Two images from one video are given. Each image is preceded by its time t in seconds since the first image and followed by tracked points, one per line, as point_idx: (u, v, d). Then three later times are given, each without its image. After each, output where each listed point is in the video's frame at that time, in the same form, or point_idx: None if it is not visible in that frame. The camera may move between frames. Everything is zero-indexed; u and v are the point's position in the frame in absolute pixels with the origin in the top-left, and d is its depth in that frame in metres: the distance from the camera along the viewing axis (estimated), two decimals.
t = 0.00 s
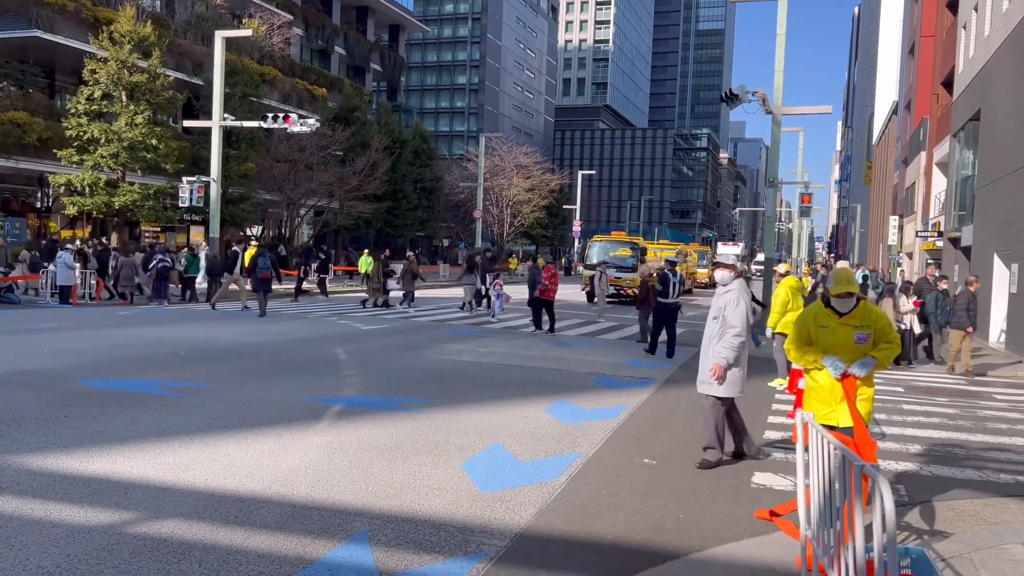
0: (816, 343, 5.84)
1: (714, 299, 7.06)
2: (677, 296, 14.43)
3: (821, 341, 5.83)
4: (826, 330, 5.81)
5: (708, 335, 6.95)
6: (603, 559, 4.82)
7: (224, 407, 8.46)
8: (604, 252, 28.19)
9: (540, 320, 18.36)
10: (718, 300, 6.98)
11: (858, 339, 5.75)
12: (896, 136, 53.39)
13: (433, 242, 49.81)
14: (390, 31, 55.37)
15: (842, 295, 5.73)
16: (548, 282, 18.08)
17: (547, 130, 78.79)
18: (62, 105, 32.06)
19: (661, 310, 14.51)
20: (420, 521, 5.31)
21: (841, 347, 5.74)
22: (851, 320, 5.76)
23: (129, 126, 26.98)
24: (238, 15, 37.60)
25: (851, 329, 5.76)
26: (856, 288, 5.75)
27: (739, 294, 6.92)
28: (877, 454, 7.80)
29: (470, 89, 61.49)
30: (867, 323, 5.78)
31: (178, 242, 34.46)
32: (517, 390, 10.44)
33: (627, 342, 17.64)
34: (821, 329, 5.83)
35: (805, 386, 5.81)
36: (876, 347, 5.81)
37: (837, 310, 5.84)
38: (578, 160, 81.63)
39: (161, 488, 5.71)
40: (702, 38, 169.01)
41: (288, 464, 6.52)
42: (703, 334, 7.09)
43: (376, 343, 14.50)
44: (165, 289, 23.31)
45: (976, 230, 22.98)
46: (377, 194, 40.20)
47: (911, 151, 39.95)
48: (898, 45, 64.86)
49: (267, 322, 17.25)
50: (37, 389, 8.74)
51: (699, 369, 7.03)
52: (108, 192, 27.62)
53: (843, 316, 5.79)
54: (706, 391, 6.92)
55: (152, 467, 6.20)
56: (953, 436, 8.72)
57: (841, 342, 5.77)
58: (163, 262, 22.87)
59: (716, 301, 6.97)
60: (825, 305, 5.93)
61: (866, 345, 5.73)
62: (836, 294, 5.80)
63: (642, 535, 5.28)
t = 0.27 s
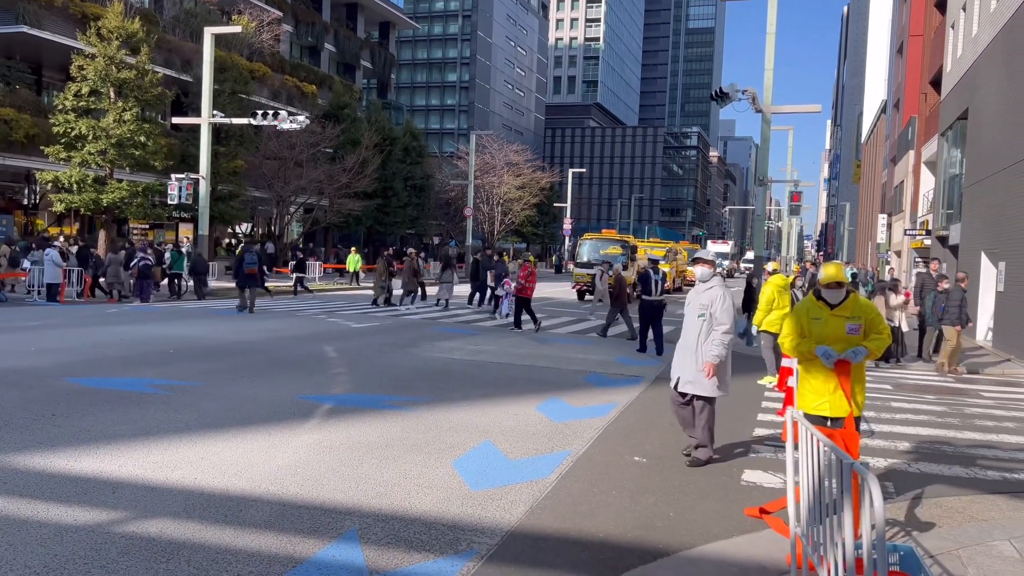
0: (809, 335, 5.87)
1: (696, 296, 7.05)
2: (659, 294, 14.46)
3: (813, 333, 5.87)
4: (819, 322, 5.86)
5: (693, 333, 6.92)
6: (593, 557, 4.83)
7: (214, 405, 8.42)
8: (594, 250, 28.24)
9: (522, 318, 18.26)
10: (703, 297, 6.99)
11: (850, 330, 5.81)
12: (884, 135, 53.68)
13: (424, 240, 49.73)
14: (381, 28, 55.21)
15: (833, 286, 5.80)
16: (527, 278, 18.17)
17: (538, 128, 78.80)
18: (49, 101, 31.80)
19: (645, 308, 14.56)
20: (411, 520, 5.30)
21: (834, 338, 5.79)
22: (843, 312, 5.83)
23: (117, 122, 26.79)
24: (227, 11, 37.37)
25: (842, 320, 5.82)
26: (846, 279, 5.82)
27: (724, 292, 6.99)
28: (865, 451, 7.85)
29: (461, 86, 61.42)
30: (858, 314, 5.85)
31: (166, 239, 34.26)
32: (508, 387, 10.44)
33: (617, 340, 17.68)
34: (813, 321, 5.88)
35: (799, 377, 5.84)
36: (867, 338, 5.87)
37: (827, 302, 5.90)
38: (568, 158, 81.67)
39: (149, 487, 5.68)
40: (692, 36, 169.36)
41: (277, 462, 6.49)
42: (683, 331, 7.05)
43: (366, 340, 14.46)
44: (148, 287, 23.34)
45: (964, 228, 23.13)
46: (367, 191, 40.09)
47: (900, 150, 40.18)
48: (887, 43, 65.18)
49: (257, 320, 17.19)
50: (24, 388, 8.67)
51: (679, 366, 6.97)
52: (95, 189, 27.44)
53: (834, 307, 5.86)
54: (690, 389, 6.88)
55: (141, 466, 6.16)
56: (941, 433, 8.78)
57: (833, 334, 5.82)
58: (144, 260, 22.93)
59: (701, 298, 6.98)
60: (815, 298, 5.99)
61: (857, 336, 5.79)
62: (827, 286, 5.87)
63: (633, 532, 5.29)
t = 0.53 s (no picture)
0: (809, 331, 5.91)
1: (676, 297, 6.96)
2: (645, 290, 14.58)
3: (814, 330, 5.90)
4: (819, 319, 5.88)
5: (676, 334, 6.85)
6: (587, 554, 4.83)
7: (206, 403, 8.40)
8: (588, 248, 28.26)
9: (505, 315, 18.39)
10: (684, 298, 6.93)
11: (850, 327, 5.79)
12: (877, 134, 53.88)
13: (417, 238, 49.67)
14: (374, 25, 55.05)
15: (832, 283, 5.79)
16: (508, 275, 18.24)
17: (532, 126, 78.77)
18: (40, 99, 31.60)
19: (632, 305, 14.67)
20: (404, 518, 5.29)
21: (832, 335, 5.81)
22: (842, 309, 5.82)
23: (109, 120, 26.62)
24: (219, 9, 37.20)
25: (841, 318, 5.81)
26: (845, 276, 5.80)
27: (704, 293, 6.99)
28: (858, 448, 7.87)
29: (454, 84, 61.35)
30: (858, 309, 5.82)
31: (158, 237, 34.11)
32: (501, 385, 10.45)
33: (611, 338, 17.70)
34: (813, 319, 5.90)
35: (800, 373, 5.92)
36: (868, 334, 5.85)
37: (827, 299, 5.90)
38: (562, 157, 81.69)
39: (141, 485, 5.66)
40: (685, 34, 169.49)
41: (270, 460, 6.48)
42: (664, 331, 6.94)
43: (359, 339, 14.45)
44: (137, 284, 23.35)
45: (955, 227, 23.22)
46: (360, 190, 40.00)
47: (892, 148, 40.33)
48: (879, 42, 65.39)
49: (249, 318, 17.13)
50: (15, 387, 8.62)
51: (661, 368, 6.86)
52: (87, 187, 27.32)
53: (834, 304, 5.85)
54: (675, 391, 6.80)
55: (133, 464, 6.14)
56: (932, 430, 8.83)
57: (832, 330, 5.84)
58: (133, 257, 22.90)
59: (683, 298, 6.91)
60: (816, 295, 5.98)
61: (857, 333, 5.78)
62: (826, 282, 5.87)
63: (626, 530, 5.30)
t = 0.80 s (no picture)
0: (804, 322, 6.37)
1: (653, 295, 6.73)
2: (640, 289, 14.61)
3: (809, 321, 6.36)
4: (814, 311, 6.35)
5: (654, 333, 6.63)
6: (583, 553, 4.84)
7: (202, 402, 8.39)
8: (584, 247, 28.27)
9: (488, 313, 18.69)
10: (662, 296, 6.70)
11: (843, 319, 6.26)
12: (872, 132, 53.97)
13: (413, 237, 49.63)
14: (369, 24, 54.99)
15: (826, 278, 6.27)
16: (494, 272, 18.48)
17: (527, 125, 78.77)
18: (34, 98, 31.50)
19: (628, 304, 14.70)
20: (402, 517, 5.30)
21: (827, 326, 6.26)
22: (836, 303, 6.29)
23: (104, 119, 26.57)
24: (214, 7, 37.11)
25: (835, 311, 6.28)
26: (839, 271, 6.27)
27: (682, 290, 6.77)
28: (854, 446, 7.89)
29: (450, 83, 61.32)
30: (850, 304, 6.30)
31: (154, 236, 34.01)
32: (498, 384, 10.45)
33: (607, 337, 17.71)
34: (809, 311, 6.37)
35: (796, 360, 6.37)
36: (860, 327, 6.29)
37: (822, 293, 6.37)
38: (558, 156, 81.71)
39: (138, 485, 5.65)
40: (681, 33, 169.64)
41: (267, 460, 6.48)
42: (640, 329, 6.71)
43: (356, 338, 14.44)
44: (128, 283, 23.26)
45: (951, 225, 23.28)
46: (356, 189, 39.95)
47: (888, 147, 40.38)
48: (875, 41, 65.53)
49: (245, 317, 17.09)
50: (10, 386, 8.60)
51: (637, 367, 6.66)
52: (82, 186, 27.22)
53: (828, 298, 6.33)
54: (650, 391, 6.62)
55: (129, 463, 6.13)
56: (928, 429, 8.85)
57: (827, 322, 6.29)
58: (125, 257, 22.78)
59: (661, 296, 6.68)
60: (812, 289, 6.46)
61: (850, 325, 6.23)
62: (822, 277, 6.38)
63: (623, 528, 5.31)
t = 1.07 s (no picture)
0: (794, 319, 6.59)
1: (634, 293, 6.58)
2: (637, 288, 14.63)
3: (799, 318, 6.58)
4: (803, 309, 6.58)
5: (635, 332, 6.48)
6: (581, 552, 4.84)
7: (200, 402, 8.39)
8: (582, 246, 28.29)
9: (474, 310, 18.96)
10: (642, 294, 6.54)
11: (832, 316, 6.47)
12: (869, 131, 54.02)
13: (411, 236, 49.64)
14: (367, 24, 54.97)
15: (814, 276, 6.51)
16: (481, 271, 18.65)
17: (525, 124, 78.79)
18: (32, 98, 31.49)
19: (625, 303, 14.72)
20: (400, 516, 5.30)
21: (815, 323, 6.48)
22: (825, 300, 6.51)
23: (101, 119, 26.56)
24: (212, 7, 37.08)
25: (824, 308, 6.50)
26: (827, 270, 6.53)
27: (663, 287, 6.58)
28: (851, 445, 7.91)
29: (448, 82, 61.31)
30: (839, 302, 6.51)
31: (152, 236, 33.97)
32: (495, 384, 10.45)
33: (605, 336, 17.72)
34: (798, 308, 6.60)
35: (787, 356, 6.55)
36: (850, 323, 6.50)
37: (812, 292, 6.60)
38: (556, 155, 81.76)
39: (136, 485, 5.65)
40: (678, 33, 169.82)
41: (265, 459, 6.48)
42: (620, 329, 6.59)
43: (353, 337, 14.44)
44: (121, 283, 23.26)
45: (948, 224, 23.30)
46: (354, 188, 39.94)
47: (885, 146, 40.44)
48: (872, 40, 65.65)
49: (243, 317, 17.08)
50: (7, 387, 8.58)
51: (620, 367, 6.54)
52: (79, 186, 27.20)
53: (817, 296, 6.55)
54: (633, 391, 6.51)
55: (127, 464, 6.12)
56: (926, 427, 8.85)
57: (816, 319, 6.50)
58: (118, 257, 22.79)
59: (641, 295, 6.53)
60: (803, 288, 6.70)
61: (838, 322, 6.44)
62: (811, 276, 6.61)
63: (621, 527, 5.31)
